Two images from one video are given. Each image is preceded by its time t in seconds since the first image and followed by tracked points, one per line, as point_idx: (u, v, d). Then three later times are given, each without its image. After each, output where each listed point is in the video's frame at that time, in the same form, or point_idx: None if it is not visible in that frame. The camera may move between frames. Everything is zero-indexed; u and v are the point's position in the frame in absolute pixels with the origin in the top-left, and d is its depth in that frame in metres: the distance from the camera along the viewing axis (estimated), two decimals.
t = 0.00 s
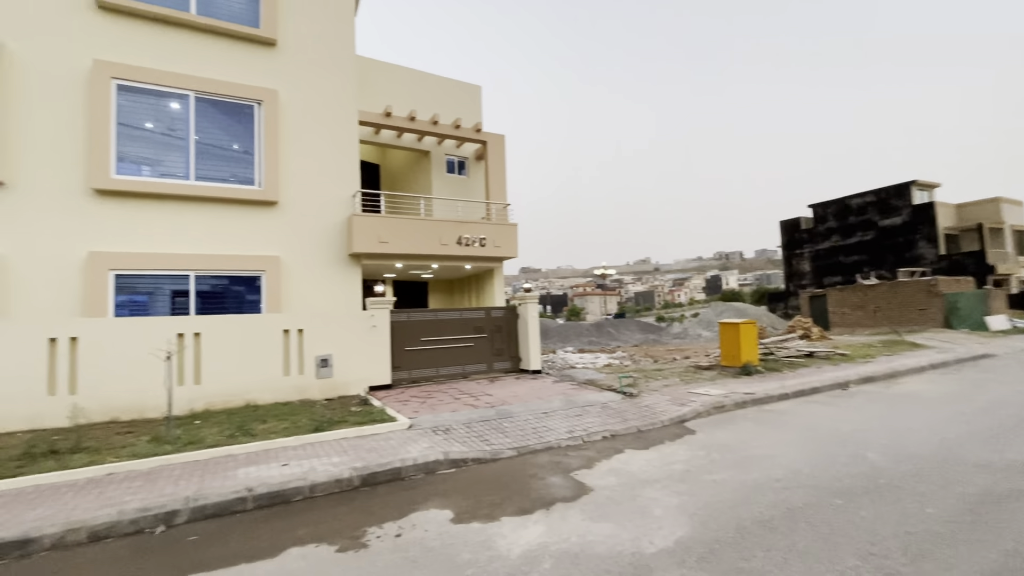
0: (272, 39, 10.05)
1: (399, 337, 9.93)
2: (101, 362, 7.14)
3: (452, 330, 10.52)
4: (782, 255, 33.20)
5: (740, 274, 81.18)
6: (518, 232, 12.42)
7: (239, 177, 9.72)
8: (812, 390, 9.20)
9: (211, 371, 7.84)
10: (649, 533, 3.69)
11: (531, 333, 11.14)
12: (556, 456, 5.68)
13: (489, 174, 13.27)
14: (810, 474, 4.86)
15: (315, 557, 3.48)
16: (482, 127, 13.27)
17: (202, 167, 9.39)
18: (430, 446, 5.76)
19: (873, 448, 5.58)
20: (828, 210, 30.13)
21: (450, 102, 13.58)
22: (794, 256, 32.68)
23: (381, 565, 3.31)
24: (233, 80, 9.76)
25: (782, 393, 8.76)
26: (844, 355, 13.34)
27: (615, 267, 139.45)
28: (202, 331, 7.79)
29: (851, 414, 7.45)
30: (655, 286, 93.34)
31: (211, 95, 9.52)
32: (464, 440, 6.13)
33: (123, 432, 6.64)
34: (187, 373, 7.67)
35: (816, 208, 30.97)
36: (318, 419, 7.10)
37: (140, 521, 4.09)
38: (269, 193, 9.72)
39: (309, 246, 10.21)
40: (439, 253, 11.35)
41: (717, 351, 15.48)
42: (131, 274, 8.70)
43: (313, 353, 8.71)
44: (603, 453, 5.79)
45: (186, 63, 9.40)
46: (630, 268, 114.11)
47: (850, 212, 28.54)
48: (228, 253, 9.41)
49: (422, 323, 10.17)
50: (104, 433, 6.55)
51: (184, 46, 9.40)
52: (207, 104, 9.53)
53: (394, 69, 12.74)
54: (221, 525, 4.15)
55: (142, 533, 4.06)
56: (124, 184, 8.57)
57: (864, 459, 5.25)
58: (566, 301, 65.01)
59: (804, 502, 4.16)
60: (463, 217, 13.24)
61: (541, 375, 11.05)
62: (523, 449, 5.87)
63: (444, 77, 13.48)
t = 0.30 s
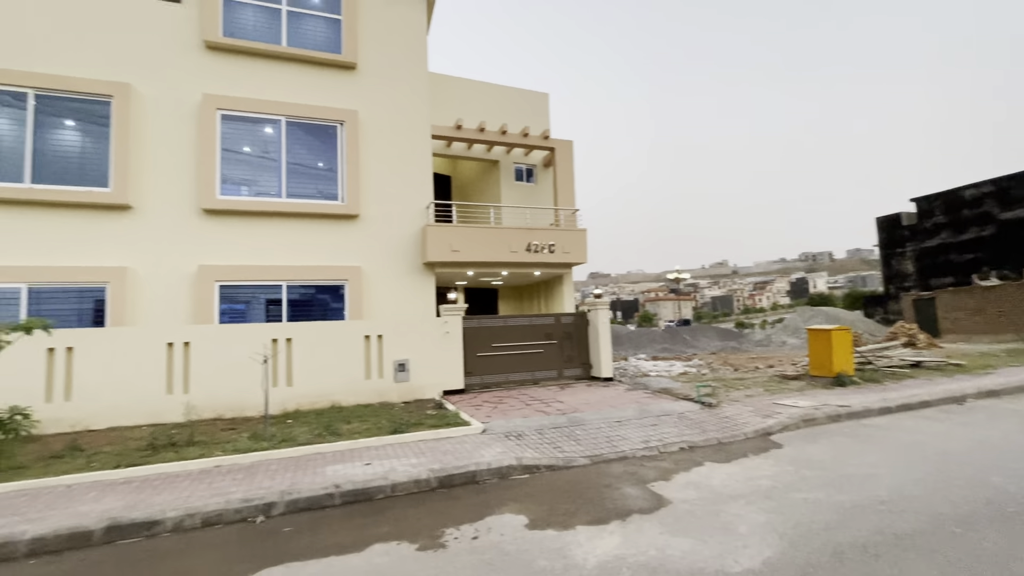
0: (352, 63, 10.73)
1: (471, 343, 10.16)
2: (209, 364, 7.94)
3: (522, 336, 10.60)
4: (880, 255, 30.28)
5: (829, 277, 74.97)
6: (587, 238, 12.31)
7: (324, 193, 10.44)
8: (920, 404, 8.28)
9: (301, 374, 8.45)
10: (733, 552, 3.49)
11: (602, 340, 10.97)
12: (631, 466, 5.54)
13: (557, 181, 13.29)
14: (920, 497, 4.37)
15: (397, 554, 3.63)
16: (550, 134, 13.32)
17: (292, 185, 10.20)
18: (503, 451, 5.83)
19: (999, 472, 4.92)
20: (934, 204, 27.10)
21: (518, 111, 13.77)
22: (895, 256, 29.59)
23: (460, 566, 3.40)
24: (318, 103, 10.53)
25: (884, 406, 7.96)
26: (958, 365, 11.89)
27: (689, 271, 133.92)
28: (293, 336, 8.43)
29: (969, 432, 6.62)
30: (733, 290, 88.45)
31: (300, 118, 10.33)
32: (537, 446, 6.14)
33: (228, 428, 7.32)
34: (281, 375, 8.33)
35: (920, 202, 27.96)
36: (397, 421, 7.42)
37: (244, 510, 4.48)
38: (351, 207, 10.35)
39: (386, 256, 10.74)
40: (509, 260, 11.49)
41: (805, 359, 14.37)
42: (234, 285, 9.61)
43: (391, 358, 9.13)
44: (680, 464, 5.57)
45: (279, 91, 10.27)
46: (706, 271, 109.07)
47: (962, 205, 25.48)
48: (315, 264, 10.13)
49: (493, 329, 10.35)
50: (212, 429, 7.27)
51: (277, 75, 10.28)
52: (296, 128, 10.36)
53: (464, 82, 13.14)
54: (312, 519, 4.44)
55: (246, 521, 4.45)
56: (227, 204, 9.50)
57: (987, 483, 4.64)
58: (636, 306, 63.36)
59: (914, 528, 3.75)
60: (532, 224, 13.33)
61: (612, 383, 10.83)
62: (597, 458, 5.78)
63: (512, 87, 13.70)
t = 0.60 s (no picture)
0: (414, 81, 11.17)
1: (531, 352, 10.20)
2: (286, 370, 8.48)
3: (582, 345, 10.51)
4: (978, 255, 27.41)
5: (918, 279, 68.68)
6: (648, 243, 12.04)
7: (388, 206, 10.90)
8: None
9: (368, 380, 8.83)
10: None
11: (665, 348, 10.66)
12: (699, 481, 5.32)
13: (615, 186, 13.11)
14: None
15: (462, 560, 3.70)
16: (607, 139, 13.19)
17: (359, 200, 10.74)
18: (565, 461, 5.80)
19: None
20: None
21: (575, 118, 13.75)
22: (997, 256, 26.60)
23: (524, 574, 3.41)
24: (382, 122, 11.04)
25: (988, 423, 7.16)
26: None
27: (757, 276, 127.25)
28: (361, 344, 8.84)
29: None
30: (806, 295, 83.01)
31: (366, 137, 10.88)
32: (599, 456, 6.05)
33: (303, 431, 7.77)
34: (350, 381, 8.74)
35: None
36: (459, 427, 7.56)
37: (319, 510, 4.73)
38: (413, 219, 10.73)
39: (447, 266, 11.03)
40: (567, 267, 11.44)
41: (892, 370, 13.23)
42: (307, 295, 10.21)
43: (453, 365, 9.33)
44: (753, 480, 5.28)
45: (347, 112, 10.87)
46: (775, 276, 103.16)
47: None
48: (380, 275, 10.58)
49: (552, 337, 10.33)
50: (289, 431, 7.74)
51: (344, 97, 10.90)
52: (362, 146, 10.92)
53: (520, 93, 13.32)
54: (381, 521, 4.61)
55: (320, 520, 4.69)
56: (300, 219, 10.14)
57: None
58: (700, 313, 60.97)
59: None
60: (590, 231, 13.22)
61: (676, 393, 10.48)
62: (662, 470, 5.61)
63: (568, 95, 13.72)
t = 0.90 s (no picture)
0: (457, 96, 11.45)
1: (576, 361, 10.12)
2: (338, 378, 8.79)
3: (628, 354, 10.34)
4: None
5: (997, 283, 63.33)
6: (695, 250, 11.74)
7: (433, 218, 11.17)
8: None
9: (416, 389, 9.02)
10: None
11: (715, 358, 10.32)
12: (755, 497, 5.10)
13: (660, 193, 12.89)
14: None
15: (512, 570, 3.71)
16: (651, 146, 13.01)
17: (406, 213, 11.06)
18: (614, 473, 5.70)
19: None
20: None
21: (618, 126, 13.66)
22: None
23: None
24: (428, 136, 11.36)
25: None
26: None
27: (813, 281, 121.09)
28: (409, 353, 9.06)
29: None
30: (868, 301, 78.21)
31: (412, 152, 11.22)
32: (648, 469, 5.92)
33: (355, 438, 8.02)
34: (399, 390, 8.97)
35: None
36: (505, 437, 7.59)
37: (372, 516, 4.87)
38: (458, 231, 10.94)
39: (491, 276, 11.15)
40: (612, 276, 11.32)
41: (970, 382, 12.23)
42: (358, 306, 10.58)
43: (498, 375, 9.39)
44: (814, 498, 5.02)
45: (394, 128, 11.27)
46: (832, 281, 97.86)
47: None
48: (427, 286, 10.82)
49: (597, 346, 10.22)
50: (342, 438, 8.01)
51: (392, 114, 11.30)
52: (408, 160, 11.26)
53: (562, 103, 13.37)
54: (431, 528, 4.69)
55: (373, 525, 4.82)
56: (351, 233, 10.55)
57: None
58: (751, 321, 58.60)
59: None
60: (635, 238, 13.05)
61: (728, 405, 10.11)
62: (715, 485, 5.42)
63: (610, 102, 13.66)
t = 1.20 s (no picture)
0: (486, 110, 11.63)
1: (607, 372, 10.02)
2: (372, 389, 8.96)
3: (660, 365, 10.18)
4: None
5: None
6: (729, 259, 11.51)
7: (463, 230, 11.32)
8: None
9: (448, 400, 9.10)
10: None
11: (752, 369, 10.05)
12: (798, 515, 4.92)
13: (691, 201, 12.73)
14: None
15: None
16: (682, 154, 12.88)
17: (437, 226, 11.25)
18: (648, 487, 5.61)
19: None
20: None
21: (647, 135, 13.59)
22: None
23: None
24: (457, 150, 11.56)
25: None
26: None
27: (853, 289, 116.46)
28: (440, 364, 9.17)
29: None
30: (914, 309, 74.64)
31: (442, 166, 11.43)
32: (684, 484, 5.79)
33: (388, 448, 8.14)
34: (431, 400, 9.07)
35: None
36: (537, 448, 7.57)
37: (407, 526, 4.93)
38: (488, 242, 11.05)
39: (521, 287, 11.20)
40: (643, 286, 11.20)
41: None
42: (390, 317, 10.79)
43: (529, 386, 9.38)
44: (861, 517, 4.80)
45: (425, 143, 11.51)
46: (875, 288, 93.88)
47: None
48: (457, 297, 10.95)
49: (629, 357, 10.09)
50: (376, 448, 8.14)
51: (423, 130, 11.56)
52: (439, 174, 11.48)
53: (590, 113, 13.40)
54: (465, 540, 4.71)
55: (408, 536, 4.88)
56: (384, 246, 10.80)
57: None
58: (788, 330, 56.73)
59: None
60: (666, 247, 12.89)
61: (766, 418, 9.81)
62: (755, 501, 5.25)
63: (639, 111, 13.61)
